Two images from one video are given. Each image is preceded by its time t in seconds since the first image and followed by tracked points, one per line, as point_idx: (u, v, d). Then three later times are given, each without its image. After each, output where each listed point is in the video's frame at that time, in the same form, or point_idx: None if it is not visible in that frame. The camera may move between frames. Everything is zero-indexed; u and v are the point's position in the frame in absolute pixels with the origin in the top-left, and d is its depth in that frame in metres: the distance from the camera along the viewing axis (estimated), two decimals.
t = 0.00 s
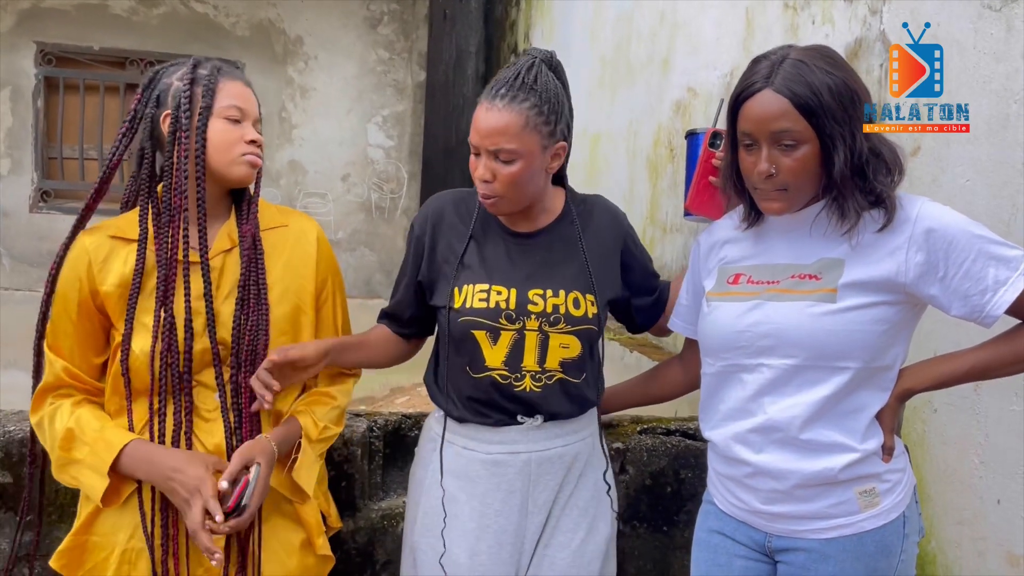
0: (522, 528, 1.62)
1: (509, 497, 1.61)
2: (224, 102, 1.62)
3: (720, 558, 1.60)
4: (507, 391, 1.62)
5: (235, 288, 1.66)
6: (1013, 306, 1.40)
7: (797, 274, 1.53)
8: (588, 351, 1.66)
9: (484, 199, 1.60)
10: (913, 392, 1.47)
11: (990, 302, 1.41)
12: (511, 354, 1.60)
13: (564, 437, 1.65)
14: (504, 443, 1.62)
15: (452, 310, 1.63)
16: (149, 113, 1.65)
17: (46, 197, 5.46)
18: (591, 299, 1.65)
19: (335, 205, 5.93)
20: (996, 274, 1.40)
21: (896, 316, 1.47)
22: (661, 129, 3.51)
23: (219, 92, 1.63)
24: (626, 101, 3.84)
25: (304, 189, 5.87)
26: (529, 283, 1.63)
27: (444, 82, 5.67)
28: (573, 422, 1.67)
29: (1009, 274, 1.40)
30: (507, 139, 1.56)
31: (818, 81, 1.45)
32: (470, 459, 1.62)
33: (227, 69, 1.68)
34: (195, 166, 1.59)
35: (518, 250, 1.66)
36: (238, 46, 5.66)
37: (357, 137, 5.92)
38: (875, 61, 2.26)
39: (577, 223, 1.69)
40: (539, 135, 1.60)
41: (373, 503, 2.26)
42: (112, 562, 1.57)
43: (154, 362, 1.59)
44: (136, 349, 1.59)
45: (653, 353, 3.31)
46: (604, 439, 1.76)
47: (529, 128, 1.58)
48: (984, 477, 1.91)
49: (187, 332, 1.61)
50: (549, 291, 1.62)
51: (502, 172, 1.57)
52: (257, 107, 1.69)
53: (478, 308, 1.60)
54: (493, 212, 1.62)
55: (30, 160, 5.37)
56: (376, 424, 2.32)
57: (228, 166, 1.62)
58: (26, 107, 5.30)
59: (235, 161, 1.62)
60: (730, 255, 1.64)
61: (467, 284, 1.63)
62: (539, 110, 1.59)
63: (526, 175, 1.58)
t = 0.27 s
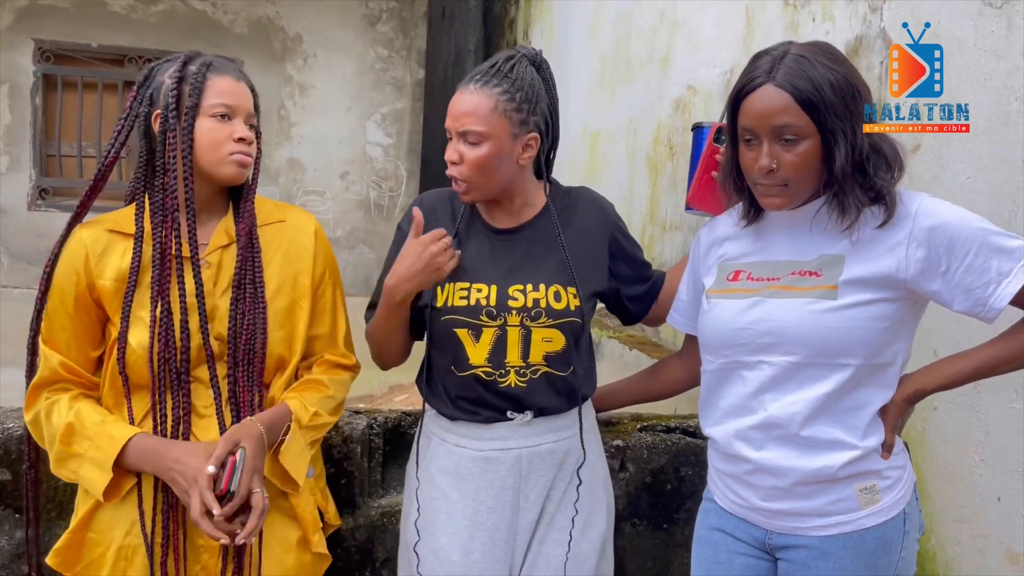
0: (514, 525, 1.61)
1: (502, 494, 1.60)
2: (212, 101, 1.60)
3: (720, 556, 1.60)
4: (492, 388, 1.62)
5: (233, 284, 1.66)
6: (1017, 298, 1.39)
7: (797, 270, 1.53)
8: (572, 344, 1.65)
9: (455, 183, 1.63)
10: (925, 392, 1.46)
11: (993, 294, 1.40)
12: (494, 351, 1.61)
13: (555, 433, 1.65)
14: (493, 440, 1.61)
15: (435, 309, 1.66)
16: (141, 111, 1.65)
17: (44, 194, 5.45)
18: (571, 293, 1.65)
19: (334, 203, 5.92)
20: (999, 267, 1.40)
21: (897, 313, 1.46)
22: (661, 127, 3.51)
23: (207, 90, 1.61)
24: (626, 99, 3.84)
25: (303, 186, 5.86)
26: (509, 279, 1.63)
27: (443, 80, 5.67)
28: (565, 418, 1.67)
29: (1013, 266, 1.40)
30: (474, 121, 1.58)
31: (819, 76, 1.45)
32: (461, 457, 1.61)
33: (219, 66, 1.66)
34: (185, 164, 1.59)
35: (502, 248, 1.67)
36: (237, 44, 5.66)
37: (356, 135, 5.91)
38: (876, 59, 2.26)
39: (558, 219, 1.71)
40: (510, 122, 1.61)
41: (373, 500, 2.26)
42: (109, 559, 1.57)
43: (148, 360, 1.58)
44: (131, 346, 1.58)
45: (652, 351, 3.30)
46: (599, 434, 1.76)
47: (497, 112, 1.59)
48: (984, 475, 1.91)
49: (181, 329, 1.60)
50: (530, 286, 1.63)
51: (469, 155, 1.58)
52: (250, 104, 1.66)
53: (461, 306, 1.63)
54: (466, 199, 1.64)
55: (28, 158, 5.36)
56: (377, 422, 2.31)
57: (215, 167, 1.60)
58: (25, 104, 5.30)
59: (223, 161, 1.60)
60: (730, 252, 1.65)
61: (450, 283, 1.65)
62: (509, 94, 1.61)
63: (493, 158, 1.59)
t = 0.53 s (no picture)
0: (514, 525, 1.61)
1: (500, 494, 1.60)
2: (202, 104, 1.59)
3: (720, 556, 1.60)
4: (493, 386, 1.61)
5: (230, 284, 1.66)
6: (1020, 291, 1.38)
7: (800, 269, 1.52)
8: (575, 343, 1.66)
9: (458, 179, 1.63)
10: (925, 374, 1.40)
11: (995, 288, 1.39)
12: (497, 347, 1.61)
13: (554, 432, 1.65)
14: (492, 440, 1.61)
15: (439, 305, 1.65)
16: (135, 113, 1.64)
17: (44, 193, 5.44)
18: (576, 291, 1.65)
19: (334, 202, 5.91)
20: (999, 261, 1.39)
21: (899, 314, 1.47)
22: (660, 127, 3.51)
23: (198, 92, 1.59)
24: (626, 99, 3.83)
25: (302, 185, 5.85)
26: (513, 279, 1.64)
27: (442, 80, 5.66)
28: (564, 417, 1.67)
29: (1014, 259, 1.38)
30: (472, 115, 1.59)
31: (833, 74, 1.46)
32: (461, 456, 1.61)
33: (212, 66, 1.64)
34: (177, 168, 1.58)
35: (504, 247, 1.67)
36: (236, 43, 5.65)
37: (356, 134, 5.91)
38: (877, 59, 2.25)
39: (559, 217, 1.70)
40: (509, 114, 1.61)
41: (373, 500, 2.26)
42: (109, 560, 1.57)
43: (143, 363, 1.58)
44: (126, 348, 1.58)
45: (652, 350, 3.30)
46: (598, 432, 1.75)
47: (495, 103, 1.60)
48: (985, 475, 1.91)
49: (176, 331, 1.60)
50: (534, 286, 1.64)
51: (469, 149, 1.59)
52: (243, 105, 1.63)
53: (465, 304, 1.62)
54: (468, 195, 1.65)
55: (27, 157, 5.35)
56: (377, 422, 2.31)
57: (206, 170, 1.59)
58: (24, 103, 5.29)
59: (212, 166, 1.59)
60: (729, 251, 1.65)
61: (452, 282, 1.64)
62: (505, 87, 1.62)
63: (493, 153, 1.59)
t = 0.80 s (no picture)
0: (520, 526, 1.61)
1: (506, 496, 1.59)
2: (195, 105, 1.58)
3: (719, 558, 1.60)
4: (502, 386, 1.61)
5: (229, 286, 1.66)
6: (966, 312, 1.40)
7: (800, 268, 1.53)
8: (584, 343, 1.66)
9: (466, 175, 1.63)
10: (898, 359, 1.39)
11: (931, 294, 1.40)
12: (507, 348, 1.60)
13: (561, 434, 1.65)
14: (500, 442, 1.61)
15: (448, 304, 1.62)
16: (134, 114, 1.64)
17: (43, 192, 5.44)
18: (586, 293, 1.66)
19: (333, 202, 5.91)
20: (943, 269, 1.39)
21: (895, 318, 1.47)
22: (660, 127, 3.51)
23: (192, 93, 1.59)
24: (625, 99, 3.83)
25: (302, 185, 5.85)
26: (523, 278, 1.63)
27: (442, 79, 5.66)
28: (568, 419, 1.67)
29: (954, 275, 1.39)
30: (476, 110, 1.59)
31: (863, 86, 1.47)
32: (468, 458, 1.61)
33: (208, 65, 1.63)
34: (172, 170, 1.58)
35: (514, 244, 1.66)
36: (236, 42, 5.65)
37: (355, 134, 5.91)
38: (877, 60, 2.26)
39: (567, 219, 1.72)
40: (512, 106, 1.61)
41: (372, 501, 2.25)
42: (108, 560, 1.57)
43: (140, 365, 1.58)
44: (124, 349, 1.58)
45: (651, 351, 3.30)
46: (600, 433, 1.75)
47: (498, 96, 1.60)
48: (984, 477, 1.91)
49: (174, 332, 1.60)
50: (544, 285, 1.63)
51: (477, 144, 1.59)
52: (237, 105, 1.62)
53: (473, 301, 1.60)
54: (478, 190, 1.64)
55: (27, 156, 5.35)
56: (376, 422, 2.31)
57: (199, 171, 1.59)
58: (23, 103, 5.29)
59: (202, 167, 1.59)
60: (728, 250, 1.65)
61: (463, 279, 1.62)
62: (506, 81, 1.62)
63: (502, 145, 1.60)
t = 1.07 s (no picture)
0: (518, 528, 1.61)
1: (504, 497, 1.60)
2: (194, 107, 1.58)
3: (714, 558, 1.60)
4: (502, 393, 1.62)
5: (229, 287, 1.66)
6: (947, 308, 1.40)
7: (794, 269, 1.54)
8: (582, 350, 1.66)
9: (470, 174, 1.63)
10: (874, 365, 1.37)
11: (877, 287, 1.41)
12: (505, 356, 1.61)
13: (560, 436, 1.65)
14: (498, 444, 1.62)
15: (445, 313, 1.63)
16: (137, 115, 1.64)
17: (42, 192, 5.44)
18: (582, 299, 1.65)
19: (332, 202, 5.91)
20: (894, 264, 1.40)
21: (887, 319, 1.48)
22: (659, 128, 3.51)
23: (192, 95, 1.59)
24: (625, 100, 3.84)
25: (301, 186, 5.85)
26: (519, 283, 1.62)
27: (441, 80, 5.66)
28: (566, 420, 1.66)
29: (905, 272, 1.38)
30: (483, 109, 1.61)
31: (872, 84, 1.49)
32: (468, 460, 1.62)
33: (209, 67, 1.62)
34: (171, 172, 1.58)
35: (514, 249, 1.66)
36: (235, 42, 5.65)
37: (355, 134, 5.91)
38: (876, 62, 2.26)
39: (567, 229, 1.70)
40: (520, 106, 1.63)
41: (370, 502, 2.26)
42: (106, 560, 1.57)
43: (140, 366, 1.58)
44: (124, 351, 1.58)
45: (650, 351, 3.30)
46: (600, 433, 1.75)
47: (506, 96, 1.62)
48: (982, 478, 1.92)
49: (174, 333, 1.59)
50: (541, 292, 1.62)
51: (484, 143, 1.61)
52: (237, 106, 1.62)
53: (470, 311, 1.60)
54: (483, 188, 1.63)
55: (26, 156, 5.35)
56: (375, 423, 2.31)
57: (196, 172, 1.59)
58: (23, 102, 5.29)
59: (200, 168, 1.58)
60: (726, 251, 1.65)
61: (461, 287, 1.63)
62: (514, 81, 1.64)
63: (509, 144, 1.61)
